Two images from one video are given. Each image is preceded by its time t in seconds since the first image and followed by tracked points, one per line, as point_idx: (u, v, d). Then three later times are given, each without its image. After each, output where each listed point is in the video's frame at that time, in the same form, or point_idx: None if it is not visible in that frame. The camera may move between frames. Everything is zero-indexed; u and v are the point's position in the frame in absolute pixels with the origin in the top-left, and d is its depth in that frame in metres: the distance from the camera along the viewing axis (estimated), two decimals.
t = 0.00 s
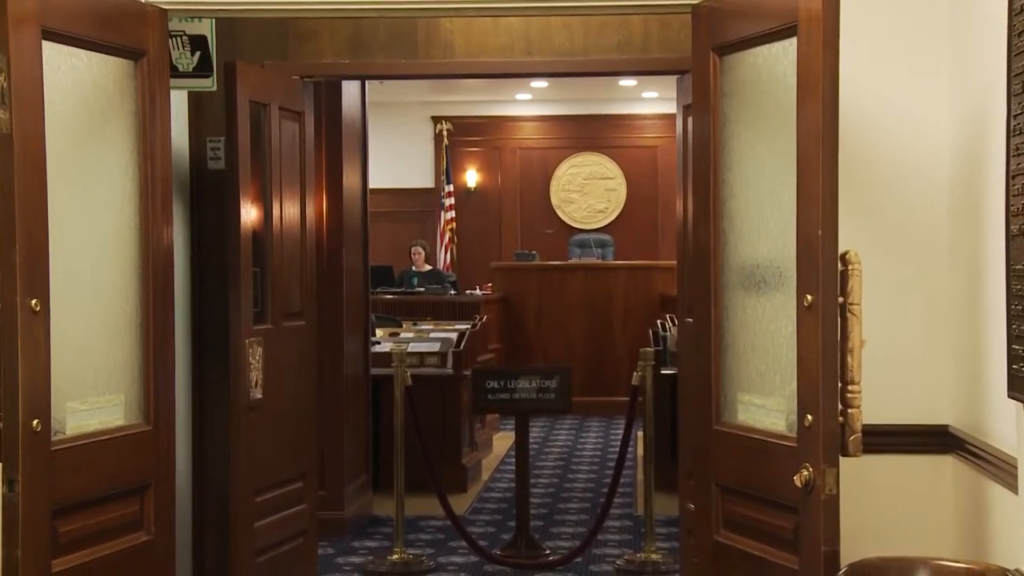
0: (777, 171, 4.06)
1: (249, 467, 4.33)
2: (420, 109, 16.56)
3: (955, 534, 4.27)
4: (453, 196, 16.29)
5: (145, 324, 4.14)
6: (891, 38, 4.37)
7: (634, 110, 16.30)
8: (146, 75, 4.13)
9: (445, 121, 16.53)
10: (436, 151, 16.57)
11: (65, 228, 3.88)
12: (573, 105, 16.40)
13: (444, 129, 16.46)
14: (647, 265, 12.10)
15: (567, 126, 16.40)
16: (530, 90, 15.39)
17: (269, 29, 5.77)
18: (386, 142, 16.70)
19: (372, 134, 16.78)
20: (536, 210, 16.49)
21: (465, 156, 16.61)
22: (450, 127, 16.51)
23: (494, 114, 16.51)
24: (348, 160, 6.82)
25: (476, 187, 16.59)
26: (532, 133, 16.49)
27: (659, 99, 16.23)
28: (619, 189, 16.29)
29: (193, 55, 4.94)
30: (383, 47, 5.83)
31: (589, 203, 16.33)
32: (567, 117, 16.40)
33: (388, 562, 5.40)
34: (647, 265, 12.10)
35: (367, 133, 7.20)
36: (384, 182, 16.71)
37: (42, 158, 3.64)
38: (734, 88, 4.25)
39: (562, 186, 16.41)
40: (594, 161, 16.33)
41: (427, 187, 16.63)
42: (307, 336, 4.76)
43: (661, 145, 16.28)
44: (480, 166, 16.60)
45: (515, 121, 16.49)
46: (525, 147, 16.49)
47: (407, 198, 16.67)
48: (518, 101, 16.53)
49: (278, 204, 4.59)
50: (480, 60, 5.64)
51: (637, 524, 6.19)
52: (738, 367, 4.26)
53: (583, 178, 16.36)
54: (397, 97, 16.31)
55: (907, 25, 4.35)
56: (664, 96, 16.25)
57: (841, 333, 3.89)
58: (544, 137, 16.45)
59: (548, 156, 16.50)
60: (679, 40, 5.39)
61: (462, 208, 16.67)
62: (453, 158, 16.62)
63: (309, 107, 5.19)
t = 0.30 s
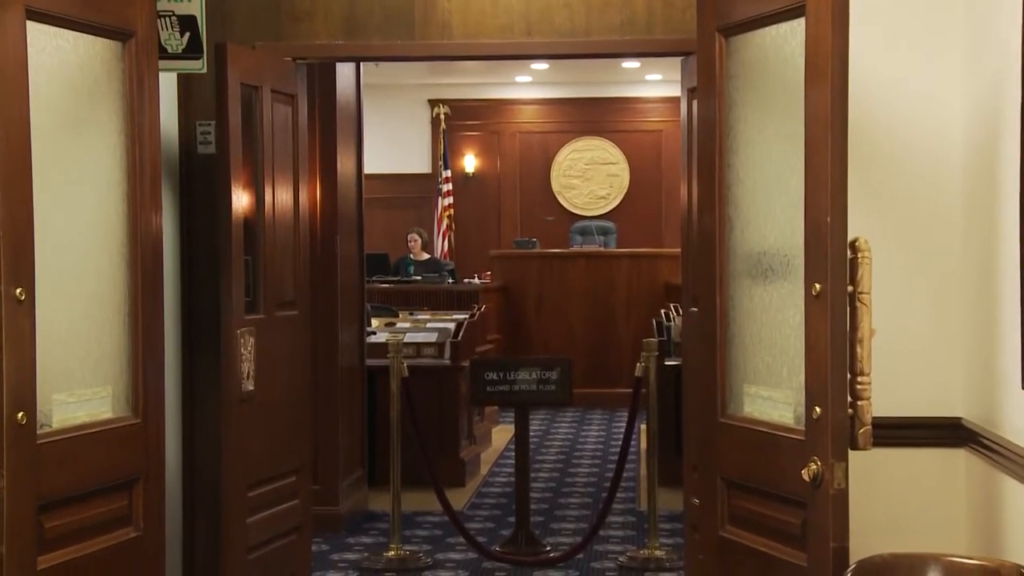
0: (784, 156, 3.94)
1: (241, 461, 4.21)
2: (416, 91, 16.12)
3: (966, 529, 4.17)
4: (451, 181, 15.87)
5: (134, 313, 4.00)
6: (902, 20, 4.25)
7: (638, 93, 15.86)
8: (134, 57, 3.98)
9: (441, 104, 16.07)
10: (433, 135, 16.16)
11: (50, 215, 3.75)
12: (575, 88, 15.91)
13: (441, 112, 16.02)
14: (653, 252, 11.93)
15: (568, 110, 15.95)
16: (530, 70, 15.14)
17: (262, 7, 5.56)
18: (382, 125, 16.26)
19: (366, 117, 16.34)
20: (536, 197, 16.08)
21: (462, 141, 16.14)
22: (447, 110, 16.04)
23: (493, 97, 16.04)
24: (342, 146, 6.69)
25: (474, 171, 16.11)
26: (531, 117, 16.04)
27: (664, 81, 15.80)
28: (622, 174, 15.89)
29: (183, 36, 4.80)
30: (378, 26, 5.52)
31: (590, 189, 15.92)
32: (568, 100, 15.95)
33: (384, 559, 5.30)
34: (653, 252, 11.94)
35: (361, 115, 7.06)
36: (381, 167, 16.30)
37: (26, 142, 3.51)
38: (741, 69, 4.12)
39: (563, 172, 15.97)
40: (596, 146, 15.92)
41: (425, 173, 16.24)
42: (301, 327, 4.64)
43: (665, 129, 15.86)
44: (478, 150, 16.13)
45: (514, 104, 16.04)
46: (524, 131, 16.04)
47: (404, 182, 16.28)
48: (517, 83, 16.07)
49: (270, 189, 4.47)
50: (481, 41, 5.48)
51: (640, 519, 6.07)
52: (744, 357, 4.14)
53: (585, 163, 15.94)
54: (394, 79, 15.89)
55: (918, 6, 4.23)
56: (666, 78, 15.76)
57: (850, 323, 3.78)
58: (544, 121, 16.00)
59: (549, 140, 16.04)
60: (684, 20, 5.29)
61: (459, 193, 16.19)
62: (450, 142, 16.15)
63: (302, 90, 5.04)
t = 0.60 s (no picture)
0: (792, 145, 3.82)
1: (233, 459, 4.09)
2: (414, 77, 15.88)
3: (980, 531, 4.05)
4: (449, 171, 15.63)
5: (122, 306, 3.87)
6: (914, 6, 4.13)
7: (642, 80, 15.63)
8: (122, 43, 3.84)
9: (439, 90, 15.82)
10: (431, 123, 15.89)
11: (32, 206, 3.63)
12: (577, 74, 15.70)
13: (439, 100, 15.78)
14: (658, 244, 11.73)
15: (569, 97, 15.72)
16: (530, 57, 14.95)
17: None
18: (378, 112, 16.04)
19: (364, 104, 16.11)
20: (536, 186, 15.87)
21: (461, 128, 15.92)
22: (446, 96, 15.82)
23: (493, 84, 15.82)
24: (337, 133, 6.57)
25: (473, 160, 15.89)
26: (532, 104, 15.80)
27: (668, 68, 15.57)
28: (625, 164, 15.66)
29: (172, 22, 4.69)
30: (373, 10, 5.39)
31: (593, 178, 15.69)
32: (569, 87, 15.72)
33: (381, 560, 5.19)
34: (657, 244, 11.73)
35: (357, 102, 6.94)
36: (378, 155, 16.07)
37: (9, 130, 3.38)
38: (748, 56, 3.99)
39: (565, 160, 15.74)
40: (600, 134, 15.68)
41: (423, 162, 16.01)
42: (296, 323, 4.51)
43: (671, 117, 15.64)
44: (477, 138, 15.90)
45: (515, 91, 15.81)
46: (525, 119, 15.81)
47: (402, 172, 16.05)
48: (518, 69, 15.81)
49: (263, 179, 4.34)
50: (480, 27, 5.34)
51: (645, 519, 5.94)
52: (752, 353, 4.01)
53: (588, 150, 15.70)
54: (392, 64, 15.62)
55: None
56: (673, 64, 15.57)
57: (861, 318, 3.66)
58: (546, 108, 15.77)
59: (551, 128, 15.81)
60: (688, 6, 5.16)
61: (458, 182, 15.98)
62: (448, 130, 15.93)
63: (297, 77, 4.91)
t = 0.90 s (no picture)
0: (800, 132, 3.70)
1: (224, 455, 3.99)
2: (410, 62, 15.67)
3: (994, 529, 3.95)
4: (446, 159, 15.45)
5: (110, 298, 3.75)
6: None
7: (646, 65, 15.44)
8: (109, 25, 3.72)
9: (436, 74, 15.64)
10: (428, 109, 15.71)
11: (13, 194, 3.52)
12: (577, 58, 15.50)
13: (436, 85, 15.59)
14: (661, 234, 11.67)
15: (571, 82, 15.53)
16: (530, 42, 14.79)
17: None
18: (374, 98, 15.82)
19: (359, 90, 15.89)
20: (536, 174, 15.69)
21: (459, 115, 15.73)
22: (443, 82, 15.61)
23: (491, 69, 15.63)
24: (330, 119, 6.45)
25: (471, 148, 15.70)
26: (532, 89, 15.63)
27: (672, 52, 15.39)
28: (627, 151, 15.49)
29: (160, 5, 4.47)
30: None
31: (595, 166, 15.52)
32: (571, 72, 15.53)
33: (376, 559, 5.08)
34: (660, 234, 11.67)
35: (351, 87, 6.83)
36: (374, 143, 15.84)
37: None
38: (755, 39, 3.88)
39: (566, 148, 15.56)
40: (602, 121, 15.49)
41: (420, 150, 15.82)
42: (290, 315, 4.39)
43: (674, 103, 15.44)
44: (476, 125, 15.71)
45: (514, 77, 15.63)
46: (525, 105, 15.62)
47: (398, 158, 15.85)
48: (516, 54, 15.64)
49: (254, 167, 4.22)
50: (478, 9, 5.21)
51: (648, 517, 5.83)
52: (759, 345, 3.90)
53: (590, 137, 15.51)
54: (388, 48, 15.42)
55: None
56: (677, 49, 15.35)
57: (871, 309, 3.55)
58: (546, 94, 15.59)
59: (551, 114, 15.62)
60: None
61: (456, 170, 15.78)
62: (445, 116, 15.74)
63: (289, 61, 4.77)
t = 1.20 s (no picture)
0: (807, 119, 3.59)
1: (216, 452, 3.86)
2: (406, 46, 15.51)
3: (1008, 529, 3.84)
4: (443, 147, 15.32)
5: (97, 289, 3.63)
6: None
7: (648, 49, 15.30)
8: (95, 8, 3.60)
9: (434, 61, 15.49)
10: (424, 95, 15.53)
11: None
12: (578, 43, 15.34)
13: (433, 70, 15.44)
14: (664, 224, 11.52)
15: (572, 67, 15.39)
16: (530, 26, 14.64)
17: None
18: (369, 83, 15.64)
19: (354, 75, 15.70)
20: (536, 163, 15.56)
21: (456, 101, 15.56)
22: (440, 67, 15.47)
23: (490, 54, 15.49)
24: (325, 106, 6.33)
25: (468, 136, 15.57)
26: (531, 76, 15.48)
27: (676, 36, 15.25)
28: (629, 139, 15.33)
29: None
30: None
31: (596, 154, 15.37)
32: (572, 57, 15.39)
33: (372, 559, 4.97)
34: (663, 224, 11.53)
35: (346, 76, 6.73)
36: (368, 130, 15.68)
37: None
38: (761, 24, 3.77)
39: (567, 135, 15.41)
40: (603, 108, 15.33)
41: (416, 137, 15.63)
42: (284, 307, 4.27)
43: (678, 89, 15.31)
44: (474, 112, 15.56)
45: (514, 62, 15.49)
46: (524, 91, 15.47)
47: (395, 146, 15.68)
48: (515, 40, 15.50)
49: (246, 157, 4.08)
50: None
51: (652, 515, 5.72)
52: (766, 339, 3.79)
53: (591, 125, 15.36)
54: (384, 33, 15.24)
55: None
56: (681, 33, 15.18)
57: (881, 301, 3.44)
58: (545, 80, 15.44)
59: (552, 99, 15.48)
60: None
61: (453, 158, 15.64)
62: (442, 102, 15.58)
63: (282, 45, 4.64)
